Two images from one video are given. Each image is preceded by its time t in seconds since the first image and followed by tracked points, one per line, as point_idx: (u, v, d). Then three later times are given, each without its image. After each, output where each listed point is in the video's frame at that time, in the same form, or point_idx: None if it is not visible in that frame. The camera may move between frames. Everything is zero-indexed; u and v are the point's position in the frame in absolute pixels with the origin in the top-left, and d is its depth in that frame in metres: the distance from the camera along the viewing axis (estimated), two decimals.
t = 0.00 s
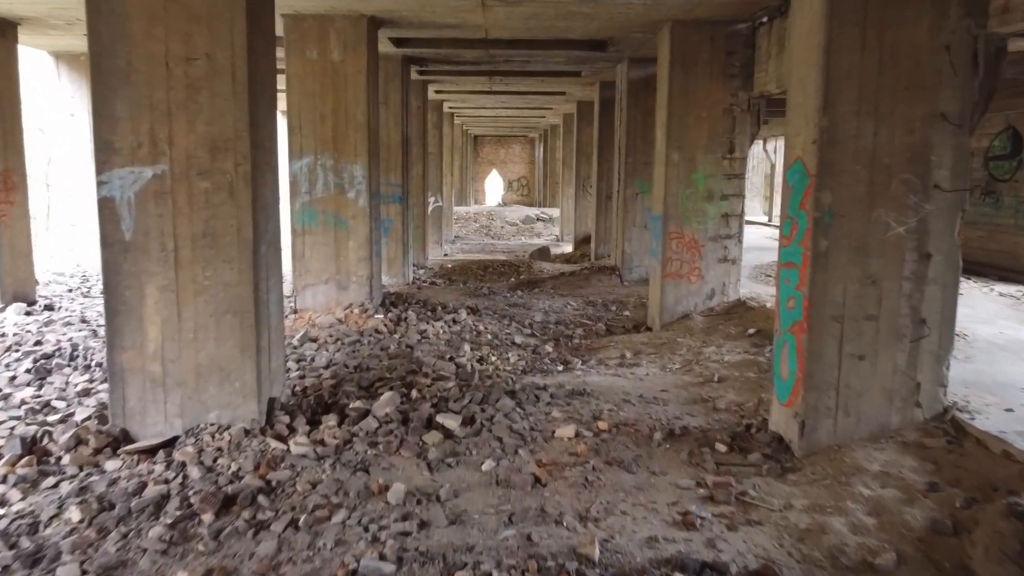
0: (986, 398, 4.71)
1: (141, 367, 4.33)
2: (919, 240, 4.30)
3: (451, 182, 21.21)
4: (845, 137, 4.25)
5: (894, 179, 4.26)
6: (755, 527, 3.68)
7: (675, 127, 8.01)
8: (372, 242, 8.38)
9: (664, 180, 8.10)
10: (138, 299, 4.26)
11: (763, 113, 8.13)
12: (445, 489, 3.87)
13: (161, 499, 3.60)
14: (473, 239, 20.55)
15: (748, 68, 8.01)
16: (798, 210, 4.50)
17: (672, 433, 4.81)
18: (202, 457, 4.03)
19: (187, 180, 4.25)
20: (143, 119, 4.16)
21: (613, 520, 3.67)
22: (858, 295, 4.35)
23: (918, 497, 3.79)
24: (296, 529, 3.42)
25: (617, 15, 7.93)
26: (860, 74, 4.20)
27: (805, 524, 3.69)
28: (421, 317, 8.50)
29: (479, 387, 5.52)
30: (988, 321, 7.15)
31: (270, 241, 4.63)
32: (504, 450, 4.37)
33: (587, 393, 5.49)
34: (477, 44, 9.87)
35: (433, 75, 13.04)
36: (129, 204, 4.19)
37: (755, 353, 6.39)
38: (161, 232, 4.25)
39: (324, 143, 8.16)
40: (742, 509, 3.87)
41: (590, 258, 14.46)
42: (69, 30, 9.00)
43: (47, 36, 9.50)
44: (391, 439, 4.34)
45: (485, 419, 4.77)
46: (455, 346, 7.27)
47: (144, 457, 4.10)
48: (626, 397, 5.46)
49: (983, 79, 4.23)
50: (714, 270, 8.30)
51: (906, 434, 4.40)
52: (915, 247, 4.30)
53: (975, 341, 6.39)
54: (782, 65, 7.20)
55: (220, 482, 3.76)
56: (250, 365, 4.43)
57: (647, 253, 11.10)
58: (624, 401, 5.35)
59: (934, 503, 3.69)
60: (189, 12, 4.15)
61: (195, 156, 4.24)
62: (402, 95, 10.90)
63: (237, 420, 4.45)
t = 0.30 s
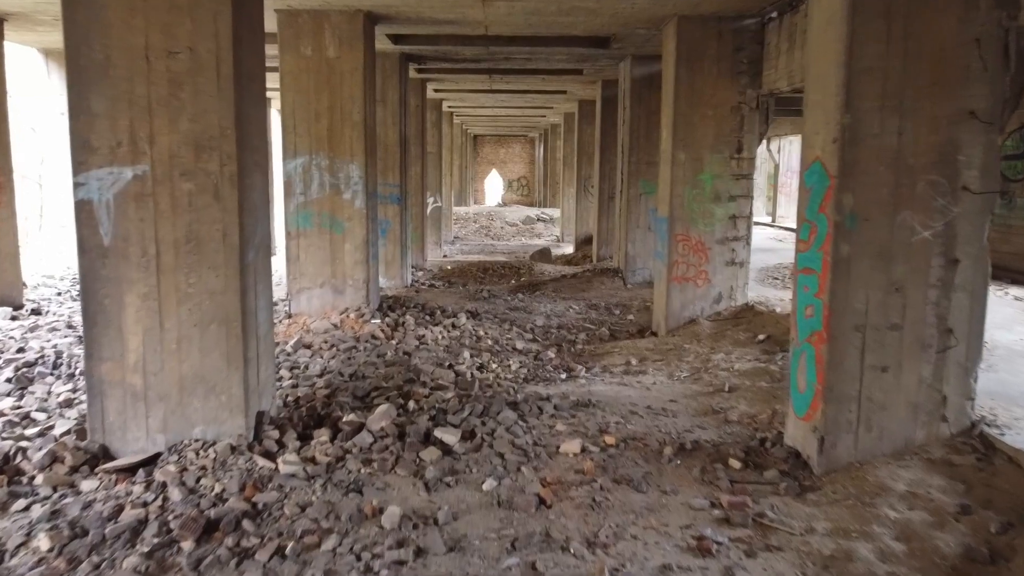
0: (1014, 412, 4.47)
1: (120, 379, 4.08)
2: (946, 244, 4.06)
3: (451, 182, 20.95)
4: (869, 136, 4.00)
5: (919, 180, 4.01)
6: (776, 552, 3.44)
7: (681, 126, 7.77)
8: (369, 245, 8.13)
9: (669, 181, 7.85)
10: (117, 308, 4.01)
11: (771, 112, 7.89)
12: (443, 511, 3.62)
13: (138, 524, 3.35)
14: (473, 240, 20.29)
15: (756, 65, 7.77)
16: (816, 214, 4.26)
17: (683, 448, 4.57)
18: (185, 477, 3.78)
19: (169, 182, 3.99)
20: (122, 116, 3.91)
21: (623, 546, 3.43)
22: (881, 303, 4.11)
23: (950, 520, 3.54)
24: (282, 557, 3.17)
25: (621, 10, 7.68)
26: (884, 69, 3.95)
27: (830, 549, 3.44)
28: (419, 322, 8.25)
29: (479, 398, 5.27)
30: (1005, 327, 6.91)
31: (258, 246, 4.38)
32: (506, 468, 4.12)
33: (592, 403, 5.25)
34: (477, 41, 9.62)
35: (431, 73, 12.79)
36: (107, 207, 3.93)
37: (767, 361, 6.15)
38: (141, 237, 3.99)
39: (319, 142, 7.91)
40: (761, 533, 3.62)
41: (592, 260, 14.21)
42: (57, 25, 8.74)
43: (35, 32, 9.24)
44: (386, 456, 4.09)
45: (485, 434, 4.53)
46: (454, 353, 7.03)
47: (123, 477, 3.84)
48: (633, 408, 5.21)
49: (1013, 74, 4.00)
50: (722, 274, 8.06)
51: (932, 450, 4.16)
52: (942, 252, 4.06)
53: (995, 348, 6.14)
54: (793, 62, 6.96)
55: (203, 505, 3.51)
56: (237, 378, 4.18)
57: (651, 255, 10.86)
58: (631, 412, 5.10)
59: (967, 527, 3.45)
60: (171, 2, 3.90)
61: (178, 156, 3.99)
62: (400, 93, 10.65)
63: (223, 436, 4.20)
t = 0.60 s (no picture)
0: None
1: (98, 393, 3.83)
2: (978, 250, 3.81)
3: (450, 183, 20.70)
4: (895, 134, 3.76)
5: (949, 182, 3.76)
6: None
7: (688, 124, 7.52)
8: (366, 247, 7.87)
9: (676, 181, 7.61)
10: (94, 318, 3.76)
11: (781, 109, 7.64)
12: (441, 537, 3.37)
13: (111, 553, 3.10)
14: (473, 241, 20.03)
15: (765, 61, 7.52)
16: (837, 217, 4.02)
17: (695, 464, 4.32)
18: (165, 498, 3.52)
19: (150, 183, 3.74)
20: (100, 112, 3.65)
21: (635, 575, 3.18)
22: (907, 313, 3.86)
23: (985, 548, 3.31)
24: None
25: (626, 4, 7.43)
26: (912, 63, 3.70)
27: None
28: (417, 327, 7.99)
29: (479, 410, 5.03)
30: None
31: (247, 250, 4.12)
32: (509, 487, 3.87)
33: (598, 415, 5.00)
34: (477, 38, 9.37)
35: (430, 71, 12.54)
36: (83, 209, 3.68)
37: (780, 369, 5.90)
38: (120, 241, 3.74)
39: (314, 141, 7.65)
40: (783, 560, 3.38)
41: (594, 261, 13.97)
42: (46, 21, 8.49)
43: (24, 28, 8.99)
44: (381, 476, 3.84)
45: (486, 449, 4.28)
46: (453, 360, 6.78)
47: (99, 498, 3.59)
48: (641, 420, 4.96)
49: None
50: (730, 277, 7.80)
51: (961, 468, 3.92)
52: (972, 258, 3.81)
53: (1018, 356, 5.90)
54: (804, 58, 6.71)
55: (182, 531, 3.26)
56: (222, 391, 3.93)
57: (655, 257, 10.60)
58: (640, 425, 4.86)
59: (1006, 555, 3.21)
60: None
61: (159, 156, 3.74)
62: (399, 91, 10.40)
63: (208, 453, 3.95)
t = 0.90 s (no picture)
0: None
1: (68, 409, 3.57)
2: (1010, 256, 3.56)
3: (449, 183, 20.44)
4: (922, 131, 3.51)
5: (979, 183, 3.52)
6: None
7: (693, 123, 7.27)
8: (360, 249, 7.62)
9: (681, 181, 7.36)
10: (64, 329, 3.50)
11: (789, 108, 7.41)
12: (435, 567, 3.12)
13: None
14: (472, 242, 19.77)
15: (774, 58, 7.28)
16: (858, 221, 3.78)
17: (707, 482, 4.07)
18: (136, 525, 3.27)
19: (123, 184, 3.48)
20: (69, 108, 3.40)
21: None
22: (934, 323, 3.62)
23: None
24: None
25: None
26: (941, 56, 3.46)
27: None
28: (414, 332, 7.73)
29: (477, 423, 4.78)
30: None
31: (229, 256, 3.87)
32: (508, 510, 3.61)
33: (602, 429, 4.75)
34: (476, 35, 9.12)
35: (428, 68, 12.29)
36: (51, 212, 3.42)
37: (791, 379, 5.65)
38: (91, 246, 3.48)
39: (307, 140, 7.40)
40: None
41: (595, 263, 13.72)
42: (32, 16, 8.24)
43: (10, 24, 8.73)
44: (371, 498, 3.59)
45: (484, 467, 4.03)
46: (451, 367, 6.53)
47: (67, 524, 3.33)
48: (647, 434, 4.71)
49: None
50: (737, 281, 7.55)
51: (991, 489, 3.67)
52: (1004, 264, 3.56)
53: None
54: (816, 54, 6.47)
55: (154, 562, 3.01)
56: (201, 407, 3.67)
57: (658, 260, 10.35)
58: (647, 439, 4.61)
59: None
60: None
61: (134, 155, 3.48)
62: (395, 89, 10.14)
63: (186, 473, 3.69)
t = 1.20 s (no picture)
0: None
1: (33, 429, 3.31)
2: None
3: (448, 183, 20.20)
4: (953, 129, 3.26)
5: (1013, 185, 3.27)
6: None
7: (699, 122, 7.03)
8: (354, 253, 7.36)
9: (686, 182, 7.11)
10: (28, 343, 3.24)
11: (798, 106, 7.17)
12: None
13: None
14: (471, 242, 19.53)
15: (782, 54, 7.03)
16: (881, 225, 3.54)
17: (719, 504, 3.81)
18: (104, 557, 3.01)
19: (92, 187, 3.23)
20: (32, 105, 3.14)
21: None
22: (964, 335, 3.37)
23: None
24: None
25: None
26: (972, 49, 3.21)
27: None
28: (409, 338, 7.46)
29: (474, 438, 4.52)
30: None
31: (209, 263, 3.61)
32: (507, 537, 3.35)
33: (607, 444, 4.49)
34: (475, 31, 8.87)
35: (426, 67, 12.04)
36: (14, 218, 3.17)
37: (803, 389, 5.40)
38: (57, 254, 3.22)
39: (299, 140, 7.14)
40: None
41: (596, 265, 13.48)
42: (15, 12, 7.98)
43: None
44: (359, 525, 3.33)
45: (481, 488, 3.78)
46: (447, 376, 6.27)
47: (29, 554, 3.09)
48: (654, 450, 4.46)
49: None
50: (744, 285, 7.29)
51: None
52: None
53: None
54: (827, 50, 6.22)
55: None
56: (177, 426, 3.41)
57: (661, 262, 10.09)
58: (654, 456, 4.35)
59: None
60: None
61: (104, 156, 3.23)
62: (392, 87, 9.89)
63: (161, 496, 3.43)
